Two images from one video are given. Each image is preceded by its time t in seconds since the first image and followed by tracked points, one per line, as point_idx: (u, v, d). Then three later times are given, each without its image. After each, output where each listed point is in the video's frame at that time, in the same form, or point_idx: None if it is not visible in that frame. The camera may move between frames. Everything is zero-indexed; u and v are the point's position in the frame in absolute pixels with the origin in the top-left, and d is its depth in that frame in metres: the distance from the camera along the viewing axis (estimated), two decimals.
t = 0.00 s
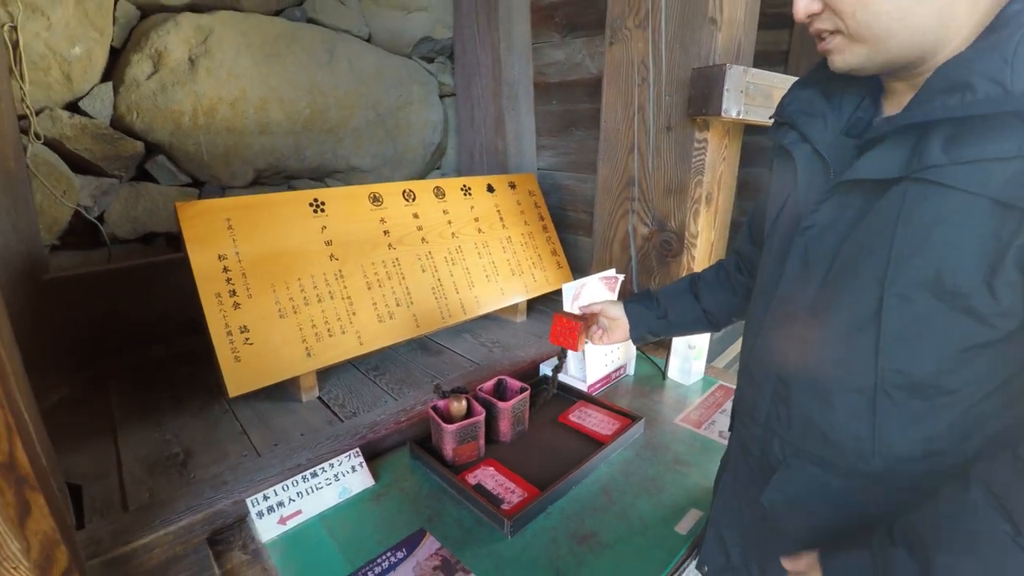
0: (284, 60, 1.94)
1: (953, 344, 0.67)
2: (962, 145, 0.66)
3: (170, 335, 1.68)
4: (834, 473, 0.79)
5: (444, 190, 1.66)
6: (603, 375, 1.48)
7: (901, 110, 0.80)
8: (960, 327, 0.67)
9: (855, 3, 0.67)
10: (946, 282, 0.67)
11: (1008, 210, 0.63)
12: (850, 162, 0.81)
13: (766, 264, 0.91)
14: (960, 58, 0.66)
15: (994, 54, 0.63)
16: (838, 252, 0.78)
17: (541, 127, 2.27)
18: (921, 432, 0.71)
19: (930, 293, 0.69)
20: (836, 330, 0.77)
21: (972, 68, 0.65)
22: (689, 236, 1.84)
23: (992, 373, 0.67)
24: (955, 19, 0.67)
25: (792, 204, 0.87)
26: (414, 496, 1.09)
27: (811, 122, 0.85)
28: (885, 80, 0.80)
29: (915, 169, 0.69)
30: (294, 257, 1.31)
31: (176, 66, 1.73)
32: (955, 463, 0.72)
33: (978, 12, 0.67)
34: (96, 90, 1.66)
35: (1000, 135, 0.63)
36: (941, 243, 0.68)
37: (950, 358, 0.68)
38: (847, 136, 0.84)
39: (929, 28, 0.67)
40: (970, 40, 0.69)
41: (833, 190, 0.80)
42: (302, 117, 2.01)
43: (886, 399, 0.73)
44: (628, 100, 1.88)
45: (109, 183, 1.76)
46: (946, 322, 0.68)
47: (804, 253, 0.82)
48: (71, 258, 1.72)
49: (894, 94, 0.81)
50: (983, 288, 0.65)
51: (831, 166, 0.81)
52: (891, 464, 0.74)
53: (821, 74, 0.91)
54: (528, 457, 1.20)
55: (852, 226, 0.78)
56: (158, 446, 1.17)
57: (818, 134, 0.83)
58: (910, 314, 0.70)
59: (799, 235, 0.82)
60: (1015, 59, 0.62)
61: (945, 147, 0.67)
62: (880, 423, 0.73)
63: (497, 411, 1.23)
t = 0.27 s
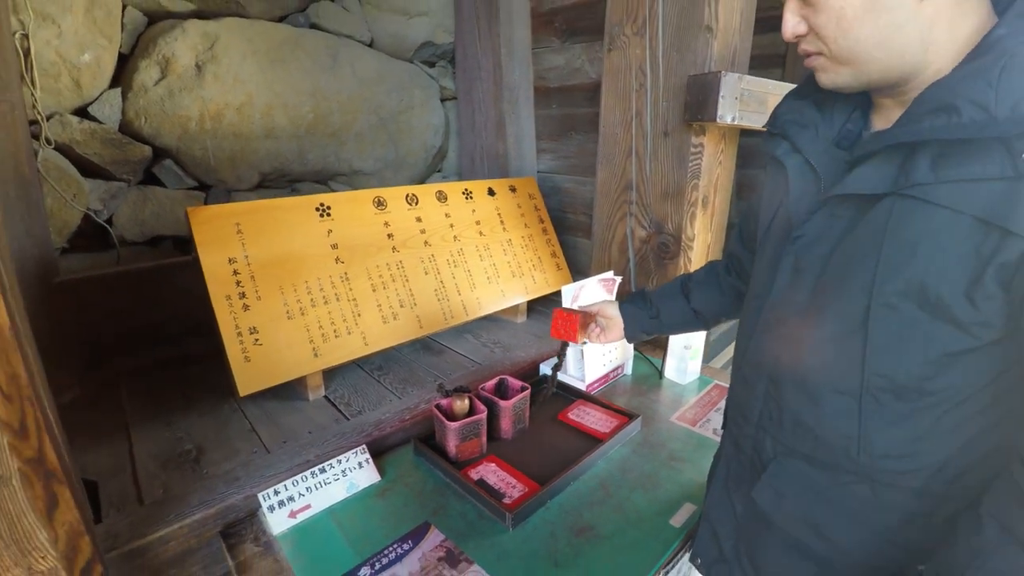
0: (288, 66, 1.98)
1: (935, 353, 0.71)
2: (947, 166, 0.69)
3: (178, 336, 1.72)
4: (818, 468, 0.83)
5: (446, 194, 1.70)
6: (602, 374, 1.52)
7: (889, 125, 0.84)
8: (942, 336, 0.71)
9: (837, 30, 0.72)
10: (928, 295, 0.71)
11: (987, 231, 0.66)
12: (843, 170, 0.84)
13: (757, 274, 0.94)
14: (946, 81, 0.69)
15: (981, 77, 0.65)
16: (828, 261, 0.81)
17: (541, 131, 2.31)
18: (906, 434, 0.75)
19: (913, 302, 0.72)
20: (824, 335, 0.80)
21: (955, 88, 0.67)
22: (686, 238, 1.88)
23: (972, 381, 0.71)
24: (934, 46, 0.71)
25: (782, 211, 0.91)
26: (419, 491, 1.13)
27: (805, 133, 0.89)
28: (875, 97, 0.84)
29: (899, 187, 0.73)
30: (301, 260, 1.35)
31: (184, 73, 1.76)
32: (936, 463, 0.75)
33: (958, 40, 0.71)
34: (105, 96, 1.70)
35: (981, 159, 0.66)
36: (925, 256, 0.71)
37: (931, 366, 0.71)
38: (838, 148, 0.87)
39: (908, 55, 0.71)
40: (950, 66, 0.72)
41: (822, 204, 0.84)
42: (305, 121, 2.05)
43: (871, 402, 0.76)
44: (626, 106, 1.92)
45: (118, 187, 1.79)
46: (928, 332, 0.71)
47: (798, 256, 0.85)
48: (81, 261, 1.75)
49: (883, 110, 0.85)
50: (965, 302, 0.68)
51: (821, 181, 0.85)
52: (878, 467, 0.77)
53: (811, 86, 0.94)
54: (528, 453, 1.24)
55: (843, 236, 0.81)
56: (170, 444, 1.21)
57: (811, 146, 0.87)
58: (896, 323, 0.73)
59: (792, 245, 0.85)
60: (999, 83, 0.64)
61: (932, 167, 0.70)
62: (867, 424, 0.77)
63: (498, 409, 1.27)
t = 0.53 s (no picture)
0: (291, 71, 2.00)
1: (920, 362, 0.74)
2: (934, 188, 0.72)
3: (186, 337, 1.76)
4: (807, 465, 0.87)
5: (449, 199, 1.73)
6: (601, 375, 1.55)
7: (878, 143, 0.86)
8: (926, 346, 0.74)
9: (823, 55, 0.76)
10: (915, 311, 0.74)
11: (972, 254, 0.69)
12: (835, 185, 0.87)
13: (751, 286, 0.99)
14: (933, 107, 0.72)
15: (969, 105, 0.69)
16: (821, 273, 0.85)
17: (541, 135, 2.35)
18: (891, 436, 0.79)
19: (902, 316, 0.75)
20: (818, 347, 0.83)
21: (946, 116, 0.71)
22: (684, 241, 1.91)
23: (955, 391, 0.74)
24: (920, 71, 0.74)
25: (774, 219, 0.94)
26: (424, 488, 1.17)
27: (797, 146, 0.92)
28: (863, 114, 0.87)
29: (887, 205, 0.77)
30: (308, 265, 1.38)
31: (190, 79, 1.79)
32: (920, 464, 0.79)
33: (944, 67, 0.75)
34: (113, 102, 1.74)
35: (967, 185, 0.70)
36: (912, 272, 0.74)
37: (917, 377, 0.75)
38: (827, 162, 0.90)
39: (892, 80, 0.75)
40: (934, 91, 0.76)
41: (812, 220, 0.88)
42: (310, 126, 2.08)
43: (859, 407, 0.80)
44: (625, 111, 1.96)
45: (126, 191, 1.82)
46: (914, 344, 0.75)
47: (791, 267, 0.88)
48: (90, 264, 1.77)
49: (872, 128, 0.87)
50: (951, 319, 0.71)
51: (813, 197, 0.89)
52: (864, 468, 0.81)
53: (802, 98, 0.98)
54: (529, 452, 1.28)
55: (834, 248, 0.84)
56: (182, 442, 1.25)
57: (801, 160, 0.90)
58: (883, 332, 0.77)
59: (786, 258, 0.89)
60: (982, 112, 0.68)
61: (919, 189, 0.74)
62: (855, 428, 0.81)
63: (500, 409, 1.31)
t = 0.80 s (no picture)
0: (294, 77, 2.03)
1: (909, 368, 0.78)
2: (918, 203, 0.76)
3: (193, 340, 1.80)
4: (804, 470, 0.90)
5: (449, 204, 1.77)
6: (599, 376, 1.59)
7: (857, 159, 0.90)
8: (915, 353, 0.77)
9: (807, 80, 0.79)
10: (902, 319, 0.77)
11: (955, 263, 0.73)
12: (815, 203, 0.92)
13: (742, 294, 1.02)
14: (908, 129, 0.77)
15: (949, 126, 0.72)
16: (810, 285, 0.88)
17: (541, 139, 2.38)
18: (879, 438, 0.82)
19: (893, 325, 0.78)
20: (812, 354, 0.86)
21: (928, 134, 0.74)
22: (680, 245, 1.96)
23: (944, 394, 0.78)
24: (898, 96, 0.79)
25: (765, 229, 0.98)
26: (426, 487, 1.20)
27: (782, 161, 0.95)
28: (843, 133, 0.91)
29: (872, 220, 0.80)
30: (313, 269, 1.42)
31: (196, 86, 1.81)
32: (912, 465, 0.82)
33: (921, 90, 0.79)
34: (121, 108, 1.75)
35: (949, 201, 0.73)
36: (902, 283, 0.77)
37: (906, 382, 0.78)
38: (812, 176, 0.94)
39: (873, 105, 0.79)
40: (915, 110, 0.80)
41: (800, 233, 0.91)
42: (313, 131, 2.11)
43: (852, 412, 0.83)
44: (622, 117, 1.99)
45: (132, 197, 1.84)
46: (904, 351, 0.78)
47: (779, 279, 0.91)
48: (98, 267, 1.80)
49: (851, 146, 0.91)
50: (939, 327, 0.75)
51: (797, 210, 0.92)
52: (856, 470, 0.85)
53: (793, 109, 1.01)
54: (529, 452, 1.31)
55: (823, 262, 0.87)
56: (191, 443, 1.28)
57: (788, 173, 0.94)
58: (871, 339, 0.80)
59: (778, 272, 0.91)
60: (965, 132, 0.71)
61: (904, 203, 0.77)
62: (850, 433, 0.84)
63: (500, 410, 1.34)
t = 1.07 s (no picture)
0: (295, 82, 2.05)
1: (897, 360, 0.82)
2: (893, 205, 0.80)
3: (197, 342, 1.83)
4: (807, 470, 0.92)
5: (449, 207, 1.80)
6: (595, 377, 1.62)
7: (824, 170, 0.95)
8: (905, 345, 0.81)
9: (773, 103, 0.84)
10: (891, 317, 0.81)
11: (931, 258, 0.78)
12: (790, 211, 0.94)
13: (727, 296, 1.05)
14: (874, 138, 0.81)
15: (915, 132, 0.77)
16: (795, 293, 0.91)
17: (539, 142, 2.41)
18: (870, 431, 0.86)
19: (881, 321, 0.82)
20: (805, 355, 0.89)
21: (899, 141, 0.78)
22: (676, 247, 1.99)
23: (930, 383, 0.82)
24: (857, 114, 0.84)
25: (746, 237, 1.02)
26: (427, 485, 1.23)
27: (754, 175, 0.99)
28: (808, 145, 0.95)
29: (852, 222, 0.83)
30: (315, 272, 1.45)
31: (198, 91, 1.84)
32: (909, 452, 0.86)
33: (875, 108, 0.85)
34: (124, 113, 1.77)
35: (920, 200, 0.78)
36: (883, 278, 0.81)
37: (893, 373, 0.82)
38: (783, 188, 0.97)
39: (835, 124, 0.84)
40: (871, 125, 0.86)
41: (782, 241, 0.93)
42: (313, 135, 2.14)
43: (849, 408, 0.86)
44: (619, 121, 2.02)
45: (136, 200, 1.86)
46: (891, 345, 0.82)
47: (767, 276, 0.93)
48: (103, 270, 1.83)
49: (818, 157, 0.95)
50: (921, 318, 0.79)
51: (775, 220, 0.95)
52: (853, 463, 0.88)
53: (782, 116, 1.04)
54: (527, 451, 1.34)
55: (807, 265, 0.90)
56: (197, 443, 1.31)
57: (762, 184, 0.97)
58: (858, 337, 0.84)
59: (761, 279, 0.94)
60: (929, 141, 0.76)
61: (880, 203, 0.81)
62: (849, 429, 0.87)
63: (498, 410, 1.37)
